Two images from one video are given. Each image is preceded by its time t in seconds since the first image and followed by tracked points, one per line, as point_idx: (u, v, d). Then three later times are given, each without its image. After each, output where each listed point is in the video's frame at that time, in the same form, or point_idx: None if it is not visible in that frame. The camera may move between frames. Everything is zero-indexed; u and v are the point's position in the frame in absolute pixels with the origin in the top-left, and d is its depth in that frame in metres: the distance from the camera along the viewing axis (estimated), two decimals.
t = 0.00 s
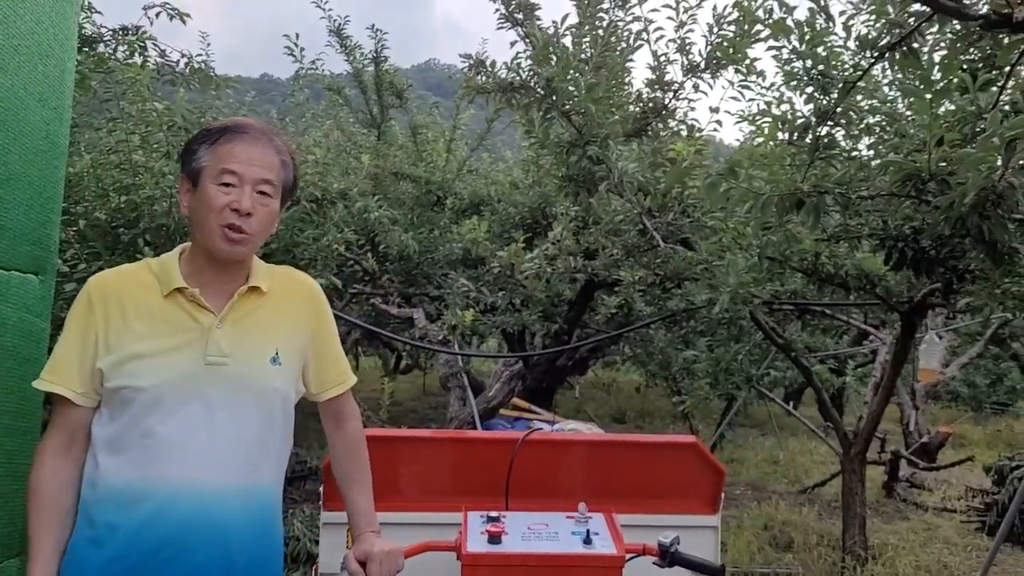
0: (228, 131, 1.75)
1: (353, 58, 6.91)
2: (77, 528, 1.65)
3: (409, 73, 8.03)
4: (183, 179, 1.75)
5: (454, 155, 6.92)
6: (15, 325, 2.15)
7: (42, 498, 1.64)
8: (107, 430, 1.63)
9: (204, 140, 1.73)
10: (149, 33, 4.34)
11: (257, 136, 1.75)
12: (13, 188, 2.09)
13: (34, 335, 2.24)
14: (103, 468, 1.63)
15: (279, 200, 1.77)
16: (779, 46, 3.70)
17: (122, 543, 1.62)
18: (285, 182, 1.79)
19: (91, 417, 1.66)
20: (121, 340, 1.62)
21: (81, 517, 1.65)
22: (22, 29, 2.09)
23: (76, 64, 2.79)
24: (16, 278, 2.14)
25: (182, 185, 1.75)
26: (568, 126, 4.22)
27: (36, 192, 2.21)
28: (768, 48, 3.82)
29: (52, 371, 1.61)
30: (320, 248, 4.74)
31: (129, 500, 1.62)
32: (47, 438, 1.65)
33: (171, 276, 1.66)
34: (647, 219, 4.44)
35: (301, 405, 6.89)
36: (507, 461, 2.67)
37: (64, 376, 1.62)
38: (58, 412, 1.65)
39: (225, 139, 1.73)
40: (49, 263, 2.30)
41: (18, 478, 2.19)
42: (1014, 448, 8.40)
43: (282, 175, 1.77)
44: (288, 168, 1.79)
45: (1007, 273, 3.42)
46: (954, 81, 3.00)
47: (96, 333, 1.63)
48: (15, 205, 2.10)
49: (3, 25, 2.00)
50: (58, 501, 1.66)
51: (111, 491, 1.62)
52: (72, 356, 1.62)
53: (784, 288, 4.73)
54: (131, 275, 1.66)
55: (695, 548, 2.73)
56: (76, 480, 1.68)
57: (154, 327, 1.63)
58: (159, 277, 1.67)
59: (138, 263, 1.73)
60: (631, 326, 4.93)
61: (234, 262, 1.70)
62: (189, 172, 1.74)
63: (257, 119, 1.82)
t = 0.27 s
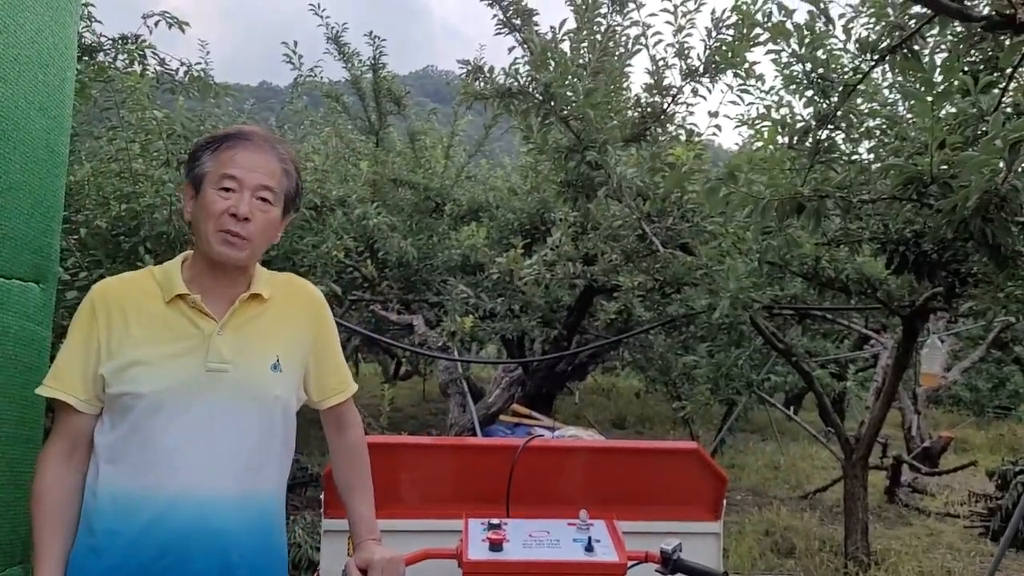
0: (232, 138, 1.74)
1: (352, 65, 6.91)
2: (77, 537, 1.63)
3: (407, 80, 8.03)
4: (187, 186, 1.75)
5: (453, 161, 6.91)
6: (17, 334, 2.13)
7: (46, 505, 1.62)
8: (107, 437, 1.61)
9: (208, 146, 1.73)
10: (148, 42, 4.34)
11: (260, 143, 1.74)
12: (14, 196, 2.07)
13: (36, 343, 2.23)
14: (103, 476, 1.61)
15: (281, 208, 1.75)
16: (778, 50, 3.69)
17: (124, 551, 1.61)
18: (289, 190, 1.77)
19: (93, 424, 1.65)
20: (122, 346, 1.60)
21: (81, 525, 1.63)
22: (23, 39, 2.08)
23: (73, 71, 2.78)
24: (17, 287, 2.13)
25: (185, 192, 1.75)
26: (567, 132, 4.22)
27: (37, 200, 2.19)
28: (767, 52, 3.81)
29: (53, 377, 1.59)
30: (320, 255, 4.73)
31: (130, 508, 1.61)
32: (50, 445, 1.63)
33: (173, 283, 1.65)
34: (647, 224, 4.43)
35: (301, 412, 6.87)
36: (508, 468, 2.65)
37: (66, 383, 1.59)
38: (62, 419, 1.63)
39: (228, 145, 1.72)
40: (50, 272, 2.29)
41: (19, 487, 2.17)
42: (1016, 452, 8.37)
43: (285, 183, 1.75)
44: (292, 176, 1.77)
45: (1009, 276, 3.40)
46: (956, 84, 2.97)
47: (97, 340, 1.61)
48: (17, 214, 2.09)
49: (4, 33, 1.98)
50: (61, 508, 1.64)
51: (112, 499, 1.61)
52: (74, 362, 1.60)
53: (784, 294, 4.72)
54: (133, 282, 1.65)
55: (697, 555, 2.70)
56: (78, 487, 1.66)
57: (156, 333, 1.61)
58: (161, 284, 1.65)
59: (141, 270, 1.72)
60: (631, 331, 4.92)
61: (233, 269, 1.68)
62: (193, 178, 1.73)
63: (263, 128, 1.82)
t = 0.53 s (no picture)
0: (232, 143, 1.74)
1: (349, 70, 6.91)
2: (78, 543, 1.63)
3: (405, 83, 8.02)
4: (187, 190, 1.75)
5: (451, 165, 6.90)
6: (15, 339, 2.12)
7: (47, 511, 1.61)
8: (107, 443, 1.60)
9: (208, 151, 1.73)
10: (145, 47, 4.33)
11: (259, 150, 1.74)
12: (11, 202, 2.06)
13: (35, 349, 2.22)
14: (104, 482, 1.61)
15: (278, 215, 1.74)
16: (775, 51, 3.69)
17: (124, 557, 1.60)
18: (287, 198, 1.76)
19: (93, 429, 1.64)
20: (121, 351, 1.59)
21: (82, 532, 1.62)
22: (20, 45, 2.07)
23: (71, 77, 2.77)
24: (15, 293, 2.12)
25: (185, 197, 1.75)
26: (565, 134, 4.21)
27: (34, 206, 2.18)
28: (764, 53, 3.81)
29: (52, 383, 1.59)
30: (318, 259, 4.71)
31: (130, 513, 1.60)
32: (51, 450, 1.62)
33: (171, 288, 1.64)
34: (645, 226, 4.43)
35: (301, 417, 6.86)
36: (508, 471, 2.64)
37: (66, 388, 1.58)
38: (62, 424, 1.62)
39: (227, 150, 1.72)
40: (49, 278, 2.29)
41: (19, 493, 2.16)
42: (1017, 452, 8.36)
43: (283, 190, 1.75)
44: (290, 184, 1.77)
45: (1009, 276, 3.40)
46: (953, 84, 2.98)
47: (95, 345, 1.61)
48: (15, 219, 2.08)
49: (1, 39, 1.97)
50: (62, 514, 1.64)
51: (113, 504, 1.60)
52: (73, 368, 1.60)
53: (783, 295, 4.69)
54: (131, 287, 1.65)
55: (697, 556, 2.69)
56: (78, 493, 1.66)
57: (154, 338, 1.61)
58: (160, 289, 1.65)
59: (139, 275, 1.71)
60: (630, 333, 4.91)
61: (227, 275, 1.67)
62: (192, 182, 1.73)
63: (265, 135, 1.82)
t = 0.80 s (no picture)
0: (228, 149, 1.76)
1: (345, 73, 6.92)
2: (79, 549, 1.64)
3: (400, 86, 8.03)
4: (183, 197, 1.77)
5: (447, 168, 6.91)
6: (10, 345, 2.13)
7: (46, 516, 1.62)
8: (106, 449, 1.61)
9: (205, 158, 1.75)
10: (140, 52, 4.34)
11: (254, 156, 1.76)
12: (6, 209, 2.07)
13: (30, 355, 2.23)
14: (103, 488, 1.62)
15: (272, 221, 1.75)
16: (769, 54, 3.71)
17: (125, 562, 1.61)
18: (282, 204, 1.77)
19: (92, 434, 1.65)
20: (118, 357, 1.60)
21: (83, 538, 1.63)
22: (15, 50, 2.08)
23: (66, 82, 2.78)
24: (10, 299, 2.13)
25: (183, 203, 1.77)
26: (560, 137, 4.23)
27: (29, 212, 2.19)
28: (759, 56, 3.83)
29: (50, 388, 1.60)
30: (315, 262, 4.72)
31: (130, 519, 1.61)
32: (48, 455, 1.63)
33: (168, 293, 1.66)
34: (640, 228, 4.44)
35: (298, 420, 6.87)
36: (505, 473, 2.66)
37: (64, 394, 1.60)
38: (59, 429, 1.63)
39: (222, 156, 1.74)
40: (44, 283, 2.29)
41: (14, 499, 2.17)
42: (1012, 451, 8.39)
43: (278, 196, 1.76)
44: (286, 190, 1.78)
45: (1002, 276, 3.42)
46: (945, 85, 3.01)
47: (93, 351, 1.62)
48: (10, 225, 2.09)
49: None
50: (60, 519, 1.65)
51: (112, 509, 1.61)
52: (71, 374, 1.61)
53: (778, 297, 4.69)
54: (129, 293, 1.66)
55: (693, 557, 2.71)
56: (77, 498, 1.67)
57: (152, 343, 1.62)
58: (157, 295, 1.66)
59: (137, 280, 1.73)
60: (626, 335, 4.91)
61: (222, 280, 1.68)
62: (188, 189, 1.75)
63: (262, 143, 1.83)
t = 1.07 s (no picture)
0: (230, 152, 1.77)
1: (343, 77, 6.94)
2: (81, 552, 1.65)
3: (398, 89, 8.05)
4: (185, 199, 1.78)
5: (445, 170, 6.92)
6: (9, 349, 2.14)
7: (47, 519, 1.63)
8: (108, 452, 1.62)
9: (207, 160, 1.76)
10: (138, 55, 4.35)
11: (256, 158, 1.76)
12: (4, 213, 2.08)
13: (29, 359, 2.24)
14: (106, 491, 1.62)
15: (273, 223, 1.76)
16: (766, 57, 3.72)
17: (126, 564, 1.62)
18: (284, 206, 1.78)
19: (93, 437, 1.66)
20: (121, 360, 1.61)
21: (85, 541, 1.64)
22: (13, 55, 2.09)
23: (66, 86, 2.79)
24: (9, 303, 2.14)
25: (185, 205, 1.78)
26: (558, 140, 4.24)
27: (27, 216, 2.20)
28: (755, 59, 3.85)
29: (51, 391, 1.60)
30: (313, 265, 4.73)
31: (132, 522, 1.62)
32: (49, 458, 1.64)
33: (171, 296, 1.66)
34: (639, 230, 4.46)
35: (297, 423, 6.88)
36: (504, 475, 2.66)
37: (66, 397, 1.60)
38: (61, 432, 1.64)
39: (223, 159, 1.75)
40: (43, 288, 2.30)
41: (15, 502, 2.18)
42: (1010, 452, 8.40)
43: (279, 198, 1.77)
44: (287, 193, 1.79)
45: (999, 278, 3.43)
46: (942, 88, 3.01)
47: (95, 354, 1.62)
48: (8, 229, 2.10)
49: None
50: (61, 522, 1.65)
51: (114, 512, 1.62)
52: (73, 376, 1.61)
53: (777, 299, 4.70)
54: (131, 296, 1.67)
55: (692, 558, 2.72)
56: (78, 500, 1.67)
57: (154, 346, 1.63)
58: (160, 298, 1.67)
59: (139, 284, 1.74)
60: (625, 337, 4.89)
61: (224, 282, 1.69)
62: (190, 191, 1.76)
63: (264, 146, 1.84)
